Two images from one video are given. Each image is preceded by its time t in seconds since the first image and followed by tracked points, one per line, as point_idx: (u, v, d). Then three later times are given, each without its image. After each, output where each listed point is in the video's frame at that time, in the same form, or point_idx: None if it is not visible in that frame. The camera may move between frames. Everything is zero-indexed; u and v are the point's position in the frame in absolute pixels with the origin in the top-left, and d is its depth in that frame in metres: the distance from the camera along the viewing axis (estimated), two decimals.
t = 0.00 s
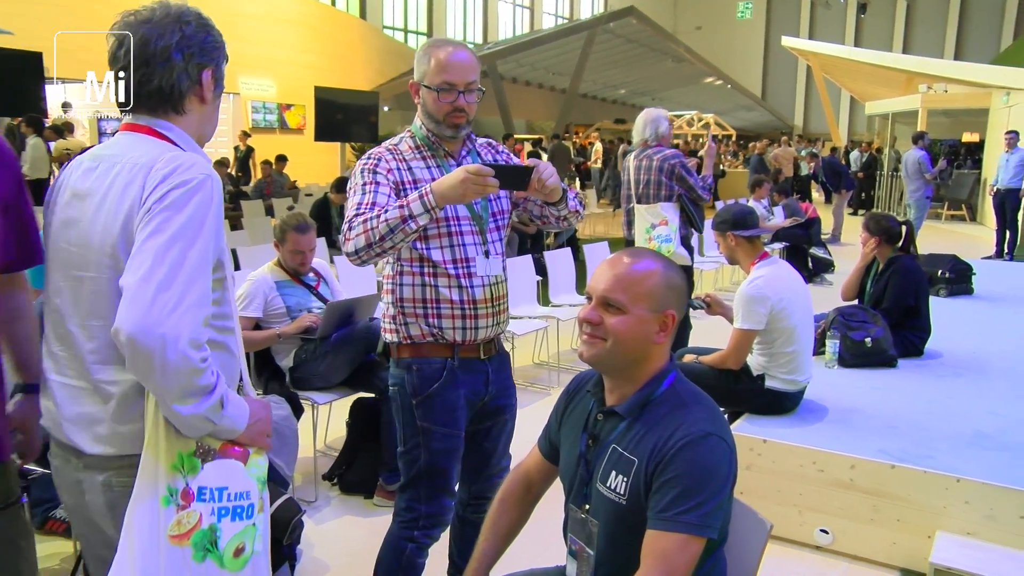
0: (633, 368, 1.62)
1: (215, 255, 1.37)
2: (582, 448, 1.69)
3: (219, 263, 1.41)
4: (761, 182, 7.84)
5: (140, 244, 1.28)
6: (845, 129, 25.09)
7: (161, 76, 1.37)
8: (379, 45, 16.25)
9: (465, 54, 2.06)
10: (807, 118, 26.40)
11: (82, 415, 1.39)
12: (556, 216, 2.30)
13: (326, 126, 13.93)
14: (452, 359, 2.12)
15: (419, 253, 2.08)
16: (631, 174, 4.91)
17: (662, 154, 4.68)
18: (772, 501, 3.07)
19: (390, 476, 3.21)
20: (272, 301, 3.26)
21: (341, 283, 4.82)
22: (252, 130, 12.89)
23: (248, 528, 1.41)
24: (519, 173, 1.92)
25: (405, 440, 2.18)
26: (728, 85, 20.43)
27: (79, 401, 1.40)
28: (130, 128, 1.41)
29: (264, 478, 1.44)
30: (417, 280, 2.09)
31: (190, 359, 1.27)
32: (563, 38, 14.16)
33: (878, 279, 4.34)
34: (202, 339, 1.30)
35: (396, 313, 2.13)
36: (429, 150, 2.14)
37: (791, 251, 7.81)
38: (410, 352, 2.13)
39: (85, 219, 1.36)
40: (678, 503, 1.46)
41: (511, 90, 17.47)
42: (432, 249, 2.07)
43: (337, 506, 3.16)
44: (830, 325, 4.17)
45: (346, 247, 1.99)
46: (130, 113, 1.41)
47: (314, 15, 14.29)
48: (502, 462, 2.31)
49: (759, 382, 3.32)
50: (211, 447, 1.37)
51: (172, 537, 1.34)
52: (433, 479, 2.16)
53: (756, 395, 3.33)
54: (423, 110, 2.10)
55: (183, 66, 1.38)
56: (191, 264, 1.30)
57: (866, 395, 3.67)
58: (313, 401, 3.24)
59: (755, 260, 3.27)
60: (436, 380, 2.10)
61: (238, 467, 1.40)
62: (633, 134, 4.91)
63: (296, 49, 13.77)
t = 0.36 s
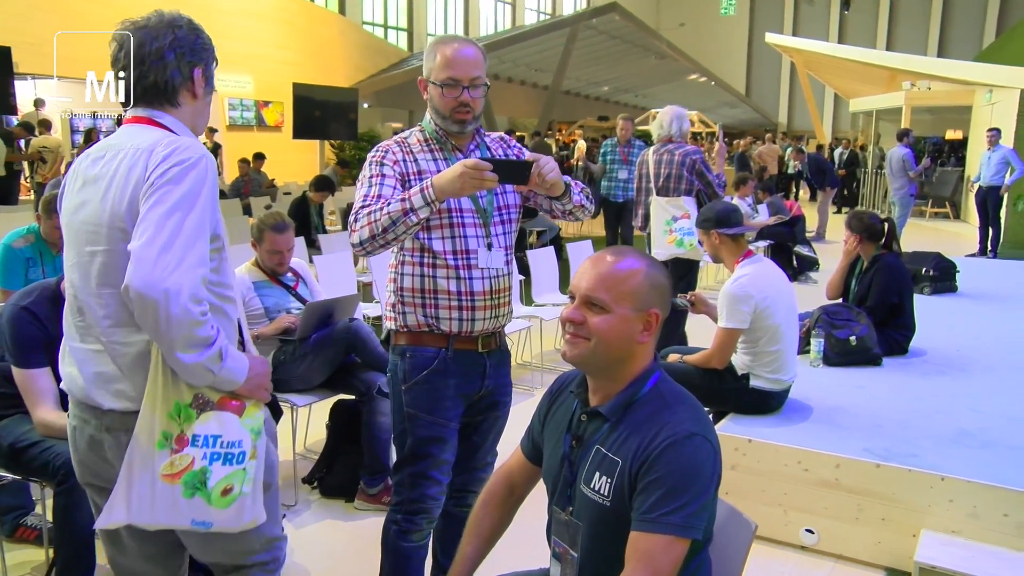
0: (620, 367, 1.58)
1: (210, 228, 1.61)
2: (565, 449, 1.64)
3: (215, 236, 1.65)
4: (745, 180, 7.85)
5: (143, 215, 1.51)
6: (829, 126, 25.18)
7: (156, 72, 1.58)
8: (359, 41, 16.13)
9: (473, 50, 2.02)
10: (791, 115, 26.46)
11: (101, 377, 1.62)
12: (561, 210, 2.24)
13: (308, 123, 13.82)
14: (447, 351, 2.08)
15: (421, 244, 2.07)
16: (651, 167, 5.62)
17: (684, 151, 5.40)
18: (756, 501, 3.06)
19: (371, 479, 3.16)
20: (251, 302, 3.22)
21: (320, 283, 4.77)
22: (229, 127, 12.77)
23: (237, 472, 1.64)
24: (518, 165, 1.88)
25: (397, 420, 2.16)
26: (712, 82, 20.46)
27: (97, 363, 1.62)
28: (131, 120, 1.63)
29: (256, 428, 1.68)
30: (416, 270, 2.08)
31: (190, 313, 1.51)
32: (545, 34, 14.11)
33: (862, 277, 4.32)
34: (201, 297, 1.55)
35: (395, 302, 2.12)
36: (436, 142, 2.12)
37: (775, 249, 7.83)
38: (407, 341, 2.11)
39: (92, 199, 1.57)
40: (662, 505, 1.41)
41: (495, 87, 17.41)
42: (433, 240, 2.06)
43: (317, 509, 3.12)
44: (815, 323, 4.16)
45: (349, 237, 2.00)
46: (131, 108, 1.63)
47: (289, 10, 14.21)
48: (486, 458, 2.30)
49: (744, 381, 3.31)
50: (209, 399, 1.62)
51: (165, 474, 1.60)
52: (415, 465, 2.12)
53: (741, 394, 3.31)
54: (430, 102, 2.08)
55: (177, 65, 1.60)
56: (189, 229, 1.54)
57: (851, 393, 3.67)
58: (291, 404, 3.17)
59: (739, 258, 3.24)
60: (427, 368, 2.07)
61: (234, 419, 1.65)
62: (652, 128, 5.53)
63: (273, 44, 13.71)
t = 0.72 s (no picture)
0: (611, 368, 1.53)
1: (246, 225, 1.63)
2: (555, 452, 1.60)
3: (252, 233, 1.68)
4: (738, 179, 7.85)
5: (183, 213, 1.55)
6: (822, 125, 25.25)
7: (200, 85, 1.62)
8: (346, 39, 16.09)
9: (473, 48, 1.99)
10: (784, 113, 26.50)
11: (150, 361, 1.67)
12: (562, 207, 2.21)
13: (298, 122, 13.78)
14: (445, 350, 2.05)
15: (419, 242, 2.03)
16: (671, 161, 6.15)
17: (702, 149, 5.94)
18: (748, 503, 3.03)
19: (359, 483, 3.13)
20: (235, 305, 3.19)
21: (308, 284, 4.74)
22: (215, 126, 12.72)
23: (262, 456, 1.65)
24: (515, 162, 1.85)
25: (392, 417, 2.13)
26: (704, 80, 20.48)
27: (144, 349, 1.67)
28: (175, 127, 1.66)
29: (280, 416, 1.68)
30: (415, 267, 2.04)
31: (221, 302, 1.54)
32: (535, 31, 14.07)
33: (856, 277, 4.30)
34: (230, 289, 1.57)
35: (393, 299, 2.08)
36: (437, 140, 2.07)
37: (768, 248, 7.84)
38: (405, 339, 2.07)
39: (141, 198, 1.63)
40: (653, 507, 1.38)
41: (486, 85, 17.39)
42: (432, 237, 2.02)
43: (305, 514, 3.09)
44: (807, 323, 4.14)
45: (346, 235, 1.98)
46: (174, 114, 1.66)
47: (276, 6, 14.18)
48: (480, 462, 2.27)
49: (737, 382, 3.28)
50: (237, 384, 1.64)
51: (196, 454, 1.62)
52: (409, 466, 2.09)
53: (734, 395, 3.29)
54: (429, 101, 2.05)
55: (218, 76, 1.63)
56: (224, 226, 1.57)
57: (845, 394, 3.65)
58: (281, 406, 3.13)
59: (731, 258, 3.22)
60: (423, 367, 2.04)
61: (259, 404, 1.66)
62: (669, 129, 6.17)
63: (259, 41, 13.71)
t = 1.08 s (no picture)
0: (605, 369, 1.50)
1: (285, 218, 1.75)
2: (549, 455, 1.55)
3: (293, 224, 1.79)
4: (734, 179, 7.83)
5: (229, 205, 1.68)
6: (818, 123, 25.26)
7: (259, 83, 1.75)
8: (338, 37, 16.06)
9: (469, 45, 1.96)
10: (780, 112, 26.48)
11: (194, 337, 1.85)
12: (559, 207, 2.18)
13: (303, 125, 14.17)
14: (440, 351, 2.01)
15: (413, 242, 1.99)
16: (699, 166, 6.83)
17: (731, 153, 6.63)
18: (746, 506, 3.00)
19: (351, 486, 3.11)
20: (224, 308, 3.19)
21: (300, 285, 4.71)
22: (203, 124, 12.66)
23: (280, 433, 1.78)
24: (511, 160, 1.82)
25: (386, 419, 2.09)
26: (700, 78, 20.49)
27: (190, 324, 1.86)
28: (235, 121, 1.81)
29: (303, 398, 1.82)
30: (410, 268, 2.00)
31: (254, 293, 1.63)
32: (530, 28, 14.03)
33: (853, 277, 4.28)
34: (266, 280, 1.67)
35: (388, 301, 2.04)
36: (433, 139, 2.03)
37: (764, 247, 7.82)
38: (400, 341, 2.03)
39: (196, 185, 1.78)
40: (649, 510, 1.35)
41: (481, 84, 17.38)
42: (428, 237, 1.99)
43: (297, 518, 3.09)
44: (805, 324, 4.11)
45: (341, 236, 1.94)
46: (234, 108, 1.81)
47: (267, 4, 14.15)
48: (476, 466, 2.24)
49: (734, 383, 3.26)
50: (263, 367, 1.77)
51: (219, 426, 1.77)
52: (402, 470, 2.06)
53: (730, 397, 3.26)
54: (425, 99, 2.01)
55: (275, 75, 1.76)
56: (265, 221, 1.69)
57: (843, 395, 3.63)
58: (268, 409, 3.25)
59: (728, 257, 3.19)
60: (418, 369, 2.00)
61: (282, 387, 1.78)
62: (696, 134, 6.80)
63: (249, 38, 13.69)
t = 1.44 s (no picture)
0: (605, 370, 1.48)
1: (292, 213, 1.78)
2: (550, 457, 1.54)
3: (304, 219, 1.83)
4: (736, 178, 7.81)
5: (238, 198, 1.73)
6: (820, 122, 25.23)
7: (290, 91, 1.81)
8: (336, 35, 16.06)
9: (467, 44, 1.94)
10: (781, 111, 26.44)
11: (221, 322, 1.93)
12: (558, 206, 2.16)
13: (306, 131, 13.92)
14: (438, 352, 1.99)
15: (412, 241, 1.97)
16: (732, 161, 6.84)
17: (763, 148, 6.74)
18: (748, 507, 2.99)
19: (350, 488, 3.10)
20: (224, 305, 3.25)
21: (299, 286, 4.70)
22: (201, 123, 12.64)
23: (290, 416, 1.79)
24: (510, 160, 1.80)
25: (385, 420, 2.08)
26: (700, 77, 20.48)
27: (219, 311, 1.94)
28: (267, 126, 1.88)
29: (311, 384, 1.82)
30: (409, 267, 1.98)
31: (250, 282, 1.67)
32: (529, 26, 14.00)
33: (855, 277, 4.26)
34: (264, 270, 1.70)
35: (387, 301, 2.02)
36: (433, 139, 2.01)
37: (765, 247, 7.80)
38: (398, 342, 2.01)
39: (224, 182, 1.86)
40: (649, 512, 1.33)
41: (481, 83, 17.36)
42: (427, 237, 1.96)
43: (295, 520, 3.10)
44: (806, 324, 4.09)
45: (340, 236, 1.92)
46: (268, 114, 1.87)
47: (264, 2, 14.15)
48: (475, 468, 2.22)
49: (735, 383, 3.25)
50: (273, 352, 1.78)
51: (232, 407, 1.77)
52: (401, 470, 2.05)
53: (732, 398, 3.25)
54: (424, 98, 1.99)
55: (303, 83, 1.82)
56: (268, 214, 1.72)
57: (844, 396, 3.62)
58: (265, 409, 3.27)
59: (728, 258, 3.18)
60: (417, 369, 1.98)
61: (292, 370, 1.80)
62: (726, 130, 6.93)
63: (247, 37, 13.69)
